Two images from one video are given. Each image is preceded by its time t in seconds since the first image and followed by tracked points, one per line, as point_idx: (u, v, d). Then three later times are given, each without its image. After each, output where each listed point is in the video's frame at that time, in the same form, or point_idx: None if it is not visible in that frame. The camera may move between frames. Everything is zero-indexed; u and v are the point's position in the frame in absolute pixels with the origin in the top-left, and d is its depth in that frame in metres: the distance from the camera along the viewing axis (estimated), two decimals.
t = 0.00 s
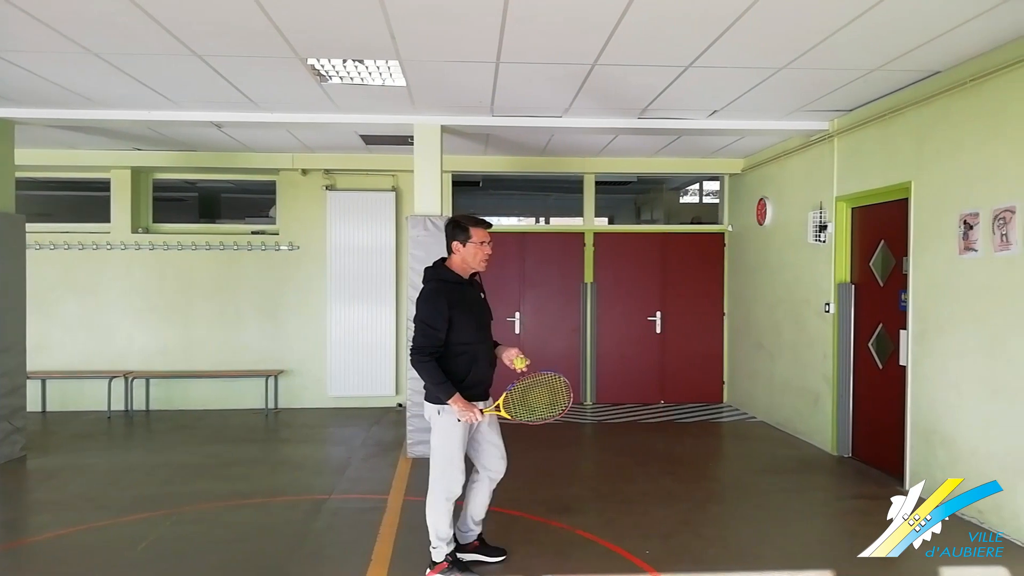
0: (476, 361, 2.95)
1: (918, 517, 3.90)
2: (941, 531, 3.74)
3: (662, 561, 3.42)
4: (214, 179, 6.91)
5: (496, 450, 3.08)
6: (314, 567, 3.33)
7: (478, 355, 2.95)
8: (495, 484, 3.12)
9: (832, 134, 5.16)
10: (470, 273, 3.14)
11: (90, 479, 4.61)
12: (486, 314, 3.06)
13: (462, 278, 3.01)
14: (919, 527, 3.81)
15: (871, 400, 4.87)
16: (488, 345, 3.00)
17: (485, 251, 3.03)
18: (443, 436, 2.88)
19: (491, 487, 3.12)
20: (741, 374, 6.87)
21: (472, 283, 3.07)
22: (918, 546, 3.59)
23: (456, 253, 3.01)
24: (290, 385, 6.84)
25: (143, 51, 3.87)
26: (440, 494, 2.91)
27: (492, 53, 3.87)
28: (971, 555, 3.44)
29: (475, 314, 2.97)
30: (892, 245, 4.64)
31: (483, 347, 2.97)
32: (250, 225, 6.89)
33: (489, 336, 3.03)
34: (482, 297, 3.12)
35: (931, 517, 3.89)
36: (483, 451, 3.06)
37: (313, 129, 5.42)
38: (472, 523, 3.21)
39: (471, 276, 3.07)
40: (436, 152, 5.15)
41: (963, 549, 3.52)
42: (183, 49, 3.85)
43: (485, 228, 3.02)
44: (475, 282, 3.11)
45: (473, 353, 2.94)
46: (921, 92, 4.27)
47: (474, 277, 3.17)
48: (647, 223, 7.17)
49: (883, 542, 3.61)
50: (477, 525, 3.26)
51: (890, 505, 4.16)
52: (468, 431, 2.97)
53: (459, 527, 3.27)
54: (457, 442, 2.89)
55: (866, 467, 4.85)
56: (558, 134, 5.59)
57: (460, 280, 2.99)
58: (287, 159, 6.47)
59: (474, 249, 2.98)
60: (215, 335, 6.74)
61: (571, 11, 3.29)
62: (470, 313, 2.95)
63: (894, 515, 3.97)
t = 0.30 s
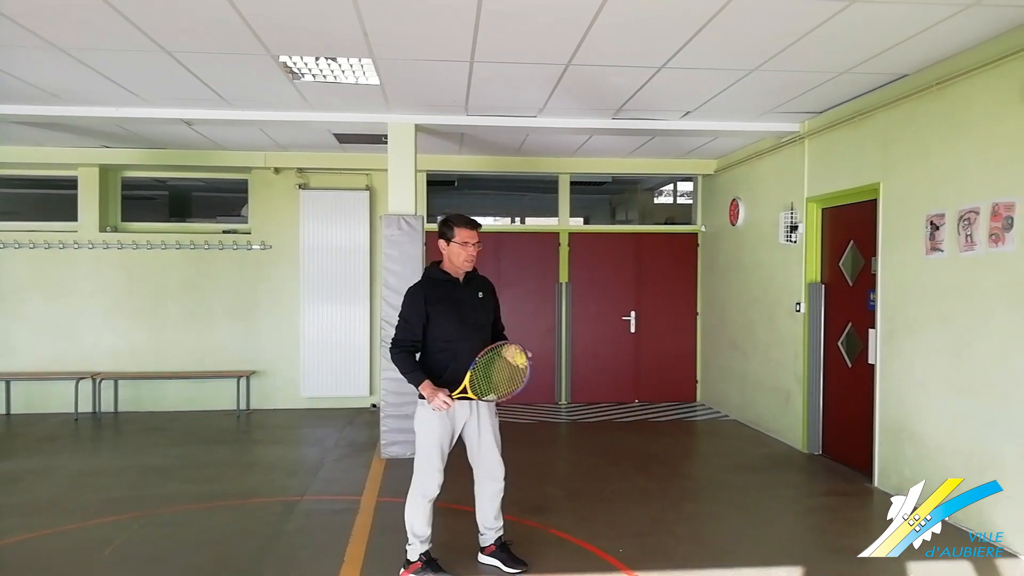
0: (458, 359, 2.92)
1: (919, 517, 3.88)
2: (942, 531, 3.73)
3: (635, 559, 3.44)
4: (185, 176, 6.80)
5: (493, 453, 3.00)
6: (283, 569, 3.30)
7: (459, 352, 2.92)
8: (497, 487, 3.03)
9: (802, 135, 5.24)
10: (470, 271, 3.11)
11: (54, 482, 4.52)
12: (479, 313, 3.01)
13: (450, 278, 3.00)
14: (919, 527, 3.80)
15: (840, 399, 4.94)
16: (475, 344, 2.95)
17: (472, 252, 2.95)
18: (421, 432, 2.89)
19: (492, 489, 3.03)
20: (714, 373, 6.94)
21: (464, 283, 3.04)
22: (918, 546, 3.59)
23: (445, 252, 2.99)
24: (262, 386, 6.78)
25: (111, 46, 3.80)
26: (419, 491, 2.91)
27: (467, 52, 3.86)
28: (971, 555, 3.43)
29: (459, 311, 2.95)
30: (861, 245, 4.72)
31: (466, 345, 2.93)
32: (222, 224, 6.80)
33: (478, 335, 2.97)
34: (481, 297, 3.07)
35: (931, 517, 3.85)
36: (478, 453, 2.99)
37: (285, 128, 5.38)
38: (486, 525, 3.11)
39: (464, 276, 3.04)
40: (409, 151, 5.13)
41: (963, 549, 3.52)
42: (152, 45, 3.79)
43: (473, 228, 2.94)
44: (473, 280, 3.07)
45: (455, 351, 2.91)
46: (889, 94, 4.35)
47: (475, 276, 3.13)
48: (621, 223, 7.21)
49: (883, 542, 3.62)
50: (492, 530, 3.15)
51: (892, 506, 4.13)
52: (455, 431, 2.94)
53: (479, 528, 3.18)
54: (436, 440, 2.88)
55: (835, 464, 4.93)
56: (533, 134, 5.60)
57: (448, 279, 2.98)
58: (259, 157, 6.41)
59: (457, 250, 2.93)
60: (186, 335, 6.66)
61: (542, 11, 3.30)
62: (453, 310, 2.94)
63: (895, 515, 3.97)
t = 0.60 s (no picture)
0: (439, 357, 2.95)
1: (919, 517, 3.74)
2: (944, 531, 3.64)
3: (602, 557, 3.45)
4: (147, 174, 6.66)
5: (471, 452, 3.00)
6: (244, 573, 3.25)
7: (436, 350, 2.95)
8: (473, 486, 3.02)
9: (767, 138, 5.32)
10: (470, 272, 3.11)
11: (7, 488, 4.39)
12: (466, 315, 3.01)
13: (444, 278, 3.03)
14: (919, 527, 3.72)
15: (804, 397, 5.03)
16: (454, 344, 2.96)
17: (466, 255, 2.95)
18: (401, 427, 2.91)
19: (468, 489, 3.02)
20: (682, 373, 7.02)
21: (458, 284, 3.04)
22: (917, 546, 3.57)
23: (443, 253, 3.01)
24: (227, 388, 6.69)
25: (68, 41, 3.70)
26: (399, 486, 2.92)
27: (434, 51, 3.84)
28: (971, 556, 3.39)
29: (443, 311, 2.98)
30: (824, 246, 4.81)
31: (445, 344, 2.95)
32: (185, 223, 6.70)
33: (460, 336, 2.98)
34: (474, 300, 3.05)
35: (931, 517, 3.69)
36: (456, 451, 2.99)
37: (250, 126, 5.32)
38: (459, 525, 3.10)
39: (461, 278, 3.05)
40: (376, 151, 5.12)
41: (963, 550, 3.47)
42: (111, 40, 3.70)
43: (469, 231, 2.93)
44: (468, 282, 3.06)
45: (437, 350, 2.95)
46: (850, 99, 4.44)
47: (474, 276, 3.11)
48: (590, 224, 7.25)
49: (883, 543, 3.61)
50: (462, 530, 3.14)
51: (892, 506, 3.96)
52: (435, 428, 2.95)
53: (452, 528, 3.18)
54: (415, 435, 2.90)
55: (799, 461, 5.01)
56: (502, 134, 5.61)
57: (440, 280, 3.02)
58: (224, 155, 6.31)
59: (452, 253, 2.93)
60: (148, 336, 6.55)
61: (509, 12, 3.31)
62: (439, 309, 2.98)
63: (895, 515, 3.89)
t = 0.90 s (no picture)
0: (413, 356, 2.97)
1: (919, 518, 3.64)
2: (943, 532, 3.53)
3: (580, 556, 3.46)
4: (118, 172, 6.56)
5: (447, 451, 3.00)
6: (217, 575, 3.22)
7: (411, 349, 2.97)
8: (449, 485, 3.02)
9: (742, 139, 5.38)
10: (456, 275, 3.09)
11: None
12: (444, 317, 3.00)
13: (428, 279, 3.03)
14: (919, 527, 3.63)
15: (779, 395, 5.09)
16: (430, 345, 2.97)
17: (452, 262, 2.93)
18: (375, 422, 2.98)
19: (445, 488, 3.03)
20: (659, 372, 7.08)
21: (442, 286, 3.03)
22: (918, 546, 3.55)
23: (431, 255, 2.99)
24: (202, 389, 6.62)
25: (36, 36, 3.62)
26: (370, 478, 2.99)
27: (411, 50, 3.82)
28: (971, 556, 3.34)
29: (422, 311, 2.98)
30: (797, 246, 4.88)
31: (421, 344, 2.97)
32: (158, 222, 6.61)
33: (436, 337, 2.98)
34: (454, 303, 3.03)
35: (931, 517, 3.58)
36: (431, 449, 3.00)
37: (225, 124, 5.26)
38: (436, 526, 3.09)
39: (445, 280, 3.03)
40: (353, 150, 5.09)
41: (964, 550, 3.38)
42: (81, 36, 3.63)
43: (460, 239, 2.90)
44: (450, 284, 3.05)
45: (412, 348, 2.97)
46: (822, 101, 4.51)
47: (460, 280, 3.09)
48: (568, 224, 7.29)
49: (882, 543, 3.59)
50: (440, 530, 3.13)
51: (893, 506, 3.84)
52: (409, 424, 2.99)
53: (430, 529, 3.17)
54: (388, 430, 2.95)
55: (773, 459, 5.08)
56: (479, 134, 5.62)
57: (424, 279, 3.02)
58: (197, 154, 6.24)
59: (440, 258, 2.91)
60: (120, 337, 6.46)
61: (485, 13, 3.31)
62: (417, 309, 2.98)
63: (896, 515, 3.79)
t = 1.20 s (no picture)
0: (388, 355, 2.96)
1: (920, 518, 3.57)
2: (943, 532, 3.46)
3: (567, 555, 3.46)
4: (101, 171, 6.50)
5: (426, 451, 2.98)
6: None
7: (386, 349, 2.97)
8: (430, 485, 3.00)
9: (727, 139, 5.42)
10: (426, 273, 3.12)
11: None
12: (417, 315, 3.01)
13: (399, 278, 3.05)
14: (919, 527, 3.57)
15: (764, 395, 5.13)
16: (405, 343, 2.97)
17: (420, 256, 2.97)
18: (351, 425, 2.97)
19: (427, 488, 3.00)
20: (645, 372, 7.11)
21: (413, 284, 3.05)
22: (918, 547, 3.51)
23: (399, 253, 3.04)
24: (186, 390, 6.57)
25: (18, 33, 3.58)
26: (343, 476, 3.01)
27: (397, 50, 3.81)
28: (971, 557, 3.28)
29: (395, 310, 2.99)
30: (782, 246, 4.92)
31: (396, 343, 2.97)
32: (141, 221, 6.56)
33: (410, 335, 2.98)
34: (427, 301, 3.05)
35: (930, 517, 3.51)
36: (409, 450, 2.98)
37: (209, 122, 5.24)
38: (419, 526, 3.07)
39: (416, 279, 3.06)
40: (340, 149, 5.07)
41: (965, 551, 3.33)
42: (63, 32, 3.58)
43: (425, 233, 2.97)
44: (422, 283, 3.07)
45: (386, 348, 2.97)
46: (806, 102, 4.56)
47: (431, 278, 3.12)
48: (554, 224, 7.31)
49: (882, 543, 3.57)
50: (425, 531, 3.12)
51: (893, 506, 3.77)
52: (385, 426, 2.98)
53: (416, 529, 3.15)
54: (363, 432, 2.95)
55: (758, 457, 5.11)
56: (465, 134, 5.64)
57: (395, 279, 3.04)
58: (181, 152, 6.21)
59: (408, 253, 2.96)
60: (102, 337, 6.40)
61: (468, 14, 3.32)
62: (390, 308, 2.99)
63: (897, 515, 3.72)
